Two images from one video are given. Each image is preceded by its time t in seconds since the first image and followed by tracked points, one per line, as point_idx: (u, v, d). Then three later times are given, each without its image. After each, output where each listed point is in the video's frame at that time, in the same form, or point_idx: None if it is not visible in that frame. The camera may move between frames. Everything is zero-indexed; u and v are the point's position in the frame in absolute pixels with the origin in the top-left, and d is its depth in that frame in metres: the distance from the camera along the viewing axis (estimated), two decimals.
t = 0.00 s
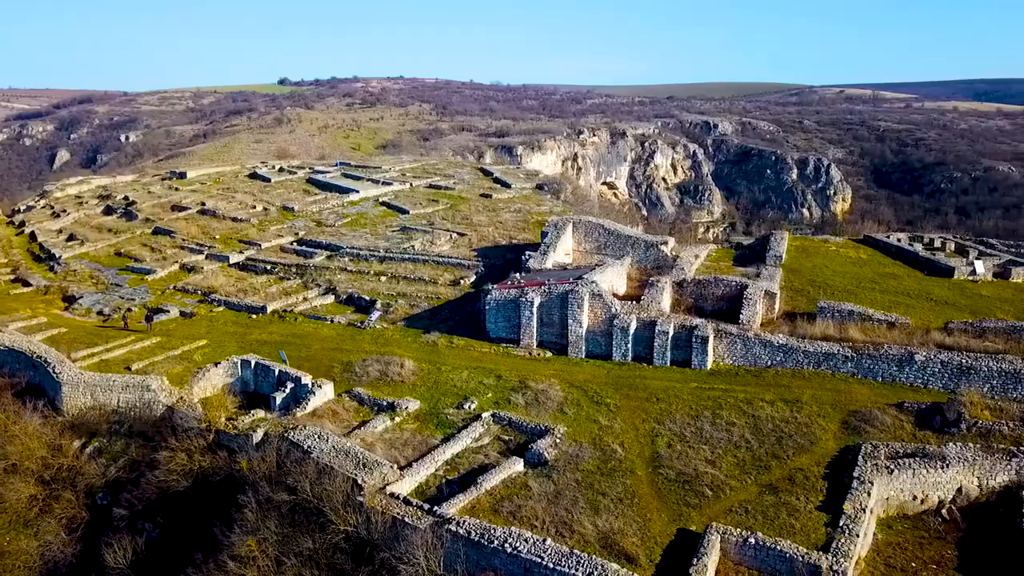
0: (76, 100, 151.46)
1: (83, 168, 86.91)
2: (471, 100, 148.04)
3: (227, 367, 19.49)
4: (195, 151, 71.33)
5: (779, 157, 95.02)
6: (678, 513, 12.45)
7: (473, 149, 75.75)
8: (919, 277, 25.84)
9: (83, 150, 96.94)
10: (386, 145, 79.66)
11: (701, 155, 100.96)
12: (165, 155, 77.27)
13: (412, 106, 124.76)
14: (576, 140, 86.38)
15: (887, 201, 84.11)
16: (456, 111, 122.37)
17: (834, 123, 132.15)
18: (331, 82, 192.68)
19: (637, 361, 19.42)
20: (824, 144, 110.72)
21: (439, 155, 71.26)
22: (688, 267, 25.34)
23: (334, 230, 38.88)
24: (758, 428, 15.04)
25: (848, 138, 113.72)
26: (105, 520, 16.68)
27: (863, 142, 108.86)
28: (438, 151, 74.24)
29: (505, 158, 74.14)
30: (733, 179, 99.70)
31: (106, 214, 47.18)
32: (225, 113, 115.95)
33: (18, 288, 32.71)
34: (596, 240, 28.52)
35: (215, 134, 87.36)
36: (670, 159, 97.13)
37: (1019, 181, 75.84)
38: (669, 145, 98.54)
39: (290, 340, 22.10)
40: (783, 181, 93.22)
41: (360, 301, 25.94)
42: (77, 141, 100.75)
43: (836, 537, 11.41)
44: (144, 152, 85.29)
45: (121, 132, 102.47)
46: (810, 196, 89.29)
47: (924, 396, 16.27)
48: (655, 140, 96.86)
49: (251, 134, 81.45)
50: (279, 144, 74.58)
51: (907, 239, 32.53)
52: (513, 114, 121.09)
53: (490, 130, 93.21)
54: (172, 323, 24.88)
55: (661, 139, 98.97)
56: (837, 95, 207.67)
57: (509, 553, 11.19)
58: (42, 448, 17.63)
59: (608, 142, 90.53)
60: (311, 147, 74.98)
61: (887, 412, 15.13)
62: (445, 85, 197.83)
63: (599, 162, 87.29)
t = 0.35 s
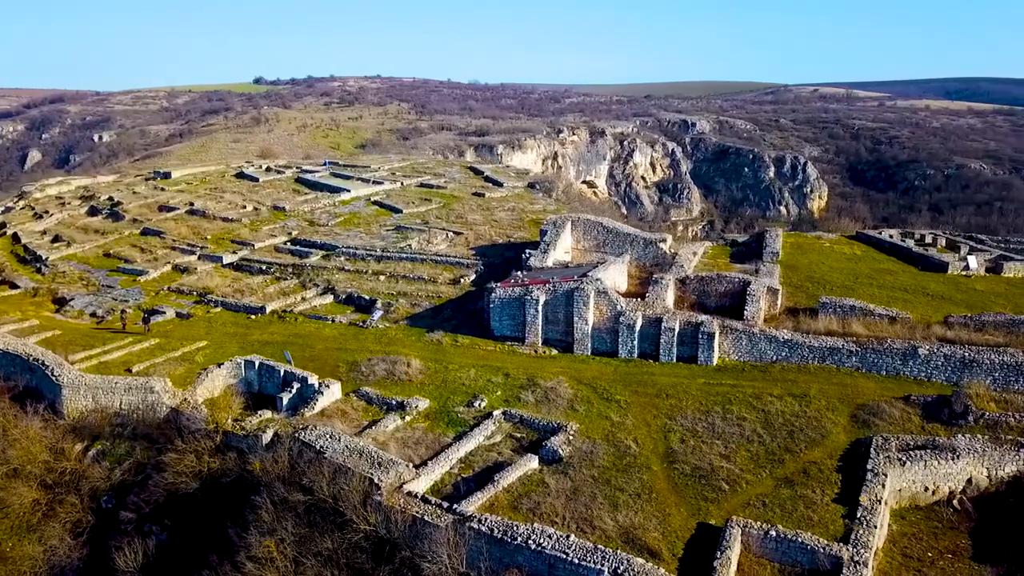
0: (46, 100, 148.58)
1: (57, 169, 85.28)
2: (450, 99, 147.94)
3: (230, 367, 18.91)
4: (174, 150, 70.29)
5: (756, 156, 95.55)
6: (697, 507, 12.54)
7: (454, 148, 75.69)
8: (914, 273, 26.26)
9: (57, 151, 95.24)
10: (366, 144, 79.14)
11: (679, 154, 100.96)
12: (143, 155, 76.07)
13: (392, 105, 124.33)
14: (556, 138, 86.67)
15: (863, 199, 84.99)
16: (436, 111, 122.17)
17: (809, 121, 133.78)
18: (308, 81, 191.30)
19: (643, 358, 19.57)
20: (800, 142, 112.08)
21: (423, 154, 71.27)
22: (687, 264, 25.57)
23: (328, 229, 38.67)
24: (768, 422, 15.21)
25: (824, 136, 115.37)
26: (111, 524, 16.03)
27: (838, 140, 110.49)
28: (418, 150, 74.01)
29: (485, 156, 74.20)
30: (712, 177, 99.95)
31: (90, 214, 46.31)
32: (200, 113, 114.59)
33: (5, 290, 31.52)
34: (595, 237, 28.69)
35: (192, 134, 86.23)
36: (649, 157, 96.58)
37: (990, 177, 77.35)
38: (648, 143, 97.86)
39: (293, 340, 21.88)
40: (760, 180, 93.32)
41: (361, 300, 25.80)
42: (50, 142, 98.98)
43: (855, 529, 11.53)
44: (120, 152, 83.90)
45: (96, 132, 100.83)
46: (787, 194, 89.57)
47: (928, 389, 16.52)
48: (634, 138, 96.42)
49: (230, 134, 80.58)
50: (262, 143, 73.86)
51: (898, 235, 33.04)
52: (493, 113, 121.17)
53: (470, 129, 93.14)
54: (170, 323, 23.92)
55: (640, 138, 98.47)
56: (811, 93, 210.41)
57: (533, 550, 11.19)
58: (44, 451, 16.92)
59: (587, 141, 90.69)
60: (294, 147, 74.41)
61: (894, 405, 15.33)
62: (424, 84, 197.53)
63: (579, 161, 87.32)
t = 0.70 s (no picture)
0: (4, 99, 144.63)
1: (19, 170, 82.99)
2: (421, 98, 147.43)
3: (222, 369, 18.42)
4: (144, 150, 68.86)
5: (727, 154, 96.86)
6: (703, 501, 12.65)
7: (428, 147, 75.42)
8: (898, 269, 26.82)
9: (19, 152, 92.90)
10: (338, 144, 78.34)
11: (650, 153, 101.41)
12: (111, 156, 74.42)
13: (363, 104, 123.45)
14: (528, 137, 86.74)
15: (830, 196, 86.30)
16: (408, 110, 121.64)
17: (777, 120, 135.72)
18: (276, 80, 188.82)
19: (639, 354, 19.72)
20: (769, 140, 113.72)
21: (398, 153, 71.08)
22: (677, 261, 25.81)
23: (312, 229, 38.28)
24: (768, 417, 15.43)
25: (792, 135, 117.21)
26: (107, 529, 15.62)
27: (806, 139, 112.44)
28: (391, 150, 73.58)
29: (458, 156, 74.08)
30: (683, 176, 100.46)
31: (64, 216, 45.18)
32: (166, 112, 112.58)
33: None
34: (585, 236, 28.87)
35: (160, 134, 84.60)
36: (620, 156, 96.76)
37: (952, 175, 79.30)
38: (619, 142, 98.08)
39: (286, 340, 21.60)
40: (730, 178, 94.63)
41: (351, 301, 25.54)
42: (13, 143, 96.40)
43: (860, 520, 11.68)
44: (86, 153, 82.01)
45: (61, 132, 98.49)
46: (756, 192, 90.30)
47: (919, 382, 16.85)
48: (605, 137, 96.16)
49: (200, 134, 79.26)
50: (236, 143, 72.80)
51: (879, 231, 33.72)
52: (465, 113, 120.98)
53: (443, 128, 92.85)
54: (157, 326, 23.00)
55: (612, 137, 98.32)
56: (778, 92, 214.12)
57: (545, 546, 11.18)
58: (33, 457, 16.36)
59: (559, 141, 90.76)
60: (268, 146, 73.50)
61: (889, 398, 15.60)
62: (394, 84, 196.53)
63: (552, 160, 87.41)
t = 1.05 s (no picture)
0: None
1: None
2: (387, 97, 146.59)
3: (208, 372, 18.06)
4: (108, 150, 67.09)
5: (693, 152, 97.20)
6: (702, 496, 12.78)
7: (397, 146, 74.99)
8: (875, 265, 27.44)
9: None
10: (305, 144, 77.32)
11: (617, 152, 101.40)
12: (72, 155, 72.29)
13: (329, 103, 122.25)
14: (497, 136, 86.66)
15: (794, 193, 87.84)
16: (375, 109, 120.80)
17: (741, 119, 138.06)
18: (239, 79, 185.92)
19: (628, 352, 19.87)
20: (734, 139, 115.51)
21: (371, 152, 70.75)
22: (660, 259, 26.07)
23: (291, 228, 37.74)
24: (759, 411, 15.66)
25: (756, 134, 119.28)
26: (95, 537, 15.13)
27: (770, 138, 114.54)
28: (358, 149, 72.97)
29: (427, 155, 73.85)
30: (650, 175, 101.16)
31: (31, 218, 43.80)
32: (127, 112, 109.86)
33: None
34: (568, 235, 28.96)
35: (122, 134, 82.54)
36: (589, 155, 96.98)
37: (911, 172, 81.63)
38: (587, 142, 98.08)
39: (271, 341, 21.25)
40: (697, 176, 95.42)
41: (335, 301, 25.13)
42: None
43: (856, 510, 11.88)
44: (45, 153, 79.52)
45: (17, 132, 95.50)
46: (722, 190, 91.73)
47: (903, 375, 17.24)
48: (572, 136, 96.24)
49: (165, 133, 77.57)
50: (204, 144, 71.49)
51: (854, 228, 34.50)
52: (433, 112, 120.60)
53: (411, 128, 92.43)
54: (136, 329, 22.17)
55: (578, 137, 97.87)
56: (741, 91, 218.19)
57: (550, 543, 11.18)
58: (14, 465, 15.66)
59: (527, 140, 90.77)
60: (238, 147, 72.33)
61: (876, 391, 15.93)
62: (360, 83, 194.91)
63: (521, 159, 87.59)
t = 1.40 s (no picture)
0: None
1: None
2: (352, 97, 145.20)
3: (192, 375, 17.64)
4: (68, 152, 65.11)
5: (659, 152, 97.37)
6: (697, 490, 12.92)
7: (364, 146, 74.34)
8: (850, 262, 28.07)
9: None
10: (271, 144, 76.18)
11: (584, 152, 101.66)
12: (30, 156, 69.93)
13: (293, 103, 120.54)
14: (464, 136, 86.04)
15: (758, 192, 89.24)
16: (340, 108, 119.56)
17: (704, 119, 140.01)
18: (200, 79, 182.28)
19: (615, 350, 20.02)
20: (699, 138, 116.97)
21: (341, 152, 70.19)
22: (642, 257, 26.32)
23: (266, 228, 37.15)
24: (748, 406, 15.88)
25: (720, 133, 121.07)
26: (79, 545, 14.65)
27: (734, 137, 116.39)
28: (323, 149, 72.04)
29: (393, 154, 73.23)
30: (616, 174, 101.24)
31: None
32: (84, 112, 106.81)
33: None
34: (550, 234, 29.05)
35: (82, 134, 80.17)
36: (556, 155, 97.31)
37: (870, 170, 83.92)
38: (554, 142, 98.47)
39: (254, 342, 20.91)
40: (662, 175, 95.39)
41: (316, 302, 24.71)
42: None
43: (848, 501, 12.10)
44: None
45: None
46: (687, 189, 92.28)
47: (884, 369, 17.64)
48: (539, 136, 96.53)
49: (127, 134, 75.64)
50: (170, 145, 69.93)
51: (827, 226, 35.31)
52: (399, 112, 119.82)
53: (377, 128, 91.60)
54: (113, 334, 21.46)
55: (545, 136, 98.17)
56: (704, 91, 221.75)
57: (551, 541, 11.20)
58: None
59: (494, 139, 90.50)
60: (205, 147, 70.95)
61: (861, 384, 16.26)
62: (324, 82, 192.65)
63: (489, 159, 87.57)
